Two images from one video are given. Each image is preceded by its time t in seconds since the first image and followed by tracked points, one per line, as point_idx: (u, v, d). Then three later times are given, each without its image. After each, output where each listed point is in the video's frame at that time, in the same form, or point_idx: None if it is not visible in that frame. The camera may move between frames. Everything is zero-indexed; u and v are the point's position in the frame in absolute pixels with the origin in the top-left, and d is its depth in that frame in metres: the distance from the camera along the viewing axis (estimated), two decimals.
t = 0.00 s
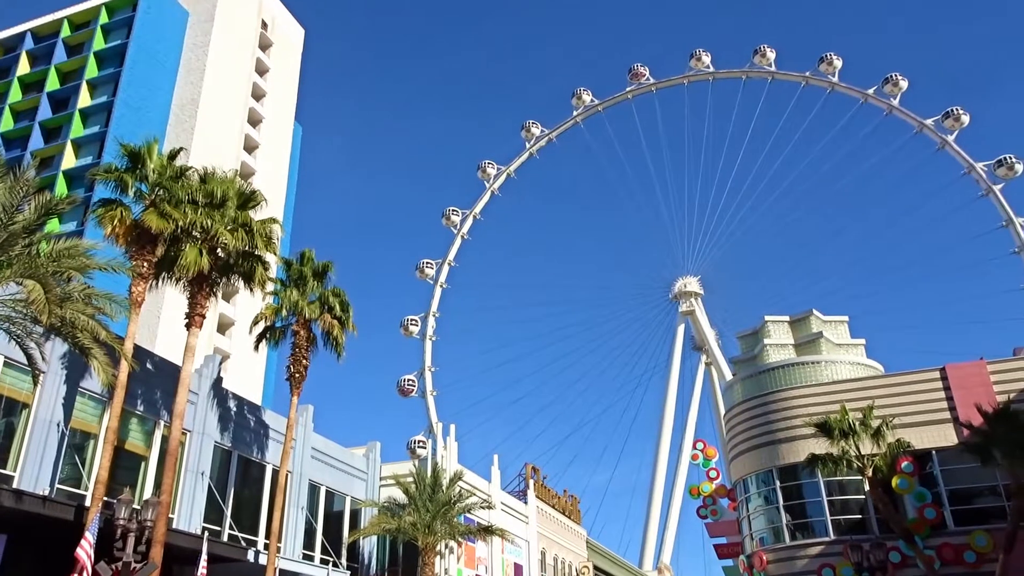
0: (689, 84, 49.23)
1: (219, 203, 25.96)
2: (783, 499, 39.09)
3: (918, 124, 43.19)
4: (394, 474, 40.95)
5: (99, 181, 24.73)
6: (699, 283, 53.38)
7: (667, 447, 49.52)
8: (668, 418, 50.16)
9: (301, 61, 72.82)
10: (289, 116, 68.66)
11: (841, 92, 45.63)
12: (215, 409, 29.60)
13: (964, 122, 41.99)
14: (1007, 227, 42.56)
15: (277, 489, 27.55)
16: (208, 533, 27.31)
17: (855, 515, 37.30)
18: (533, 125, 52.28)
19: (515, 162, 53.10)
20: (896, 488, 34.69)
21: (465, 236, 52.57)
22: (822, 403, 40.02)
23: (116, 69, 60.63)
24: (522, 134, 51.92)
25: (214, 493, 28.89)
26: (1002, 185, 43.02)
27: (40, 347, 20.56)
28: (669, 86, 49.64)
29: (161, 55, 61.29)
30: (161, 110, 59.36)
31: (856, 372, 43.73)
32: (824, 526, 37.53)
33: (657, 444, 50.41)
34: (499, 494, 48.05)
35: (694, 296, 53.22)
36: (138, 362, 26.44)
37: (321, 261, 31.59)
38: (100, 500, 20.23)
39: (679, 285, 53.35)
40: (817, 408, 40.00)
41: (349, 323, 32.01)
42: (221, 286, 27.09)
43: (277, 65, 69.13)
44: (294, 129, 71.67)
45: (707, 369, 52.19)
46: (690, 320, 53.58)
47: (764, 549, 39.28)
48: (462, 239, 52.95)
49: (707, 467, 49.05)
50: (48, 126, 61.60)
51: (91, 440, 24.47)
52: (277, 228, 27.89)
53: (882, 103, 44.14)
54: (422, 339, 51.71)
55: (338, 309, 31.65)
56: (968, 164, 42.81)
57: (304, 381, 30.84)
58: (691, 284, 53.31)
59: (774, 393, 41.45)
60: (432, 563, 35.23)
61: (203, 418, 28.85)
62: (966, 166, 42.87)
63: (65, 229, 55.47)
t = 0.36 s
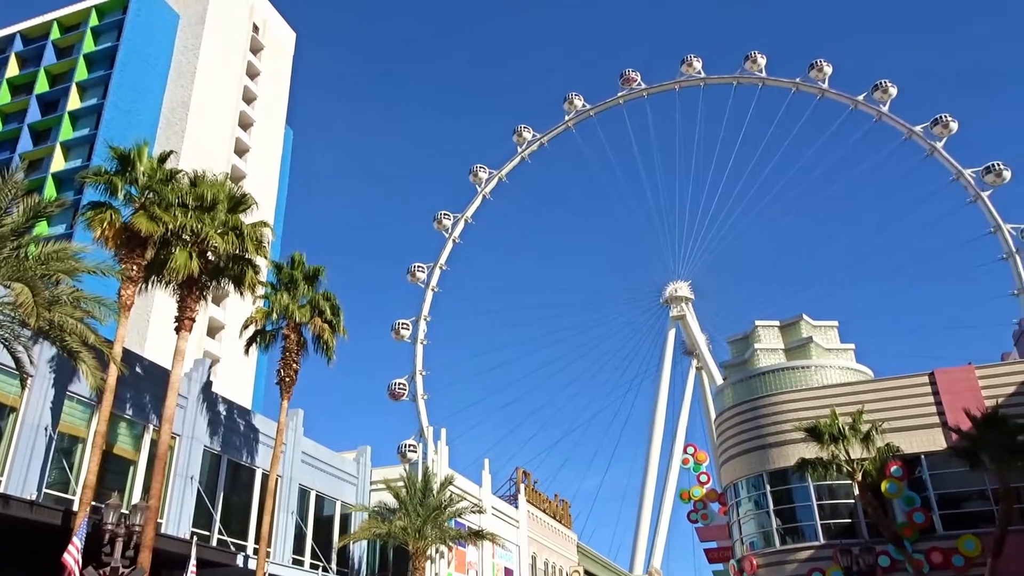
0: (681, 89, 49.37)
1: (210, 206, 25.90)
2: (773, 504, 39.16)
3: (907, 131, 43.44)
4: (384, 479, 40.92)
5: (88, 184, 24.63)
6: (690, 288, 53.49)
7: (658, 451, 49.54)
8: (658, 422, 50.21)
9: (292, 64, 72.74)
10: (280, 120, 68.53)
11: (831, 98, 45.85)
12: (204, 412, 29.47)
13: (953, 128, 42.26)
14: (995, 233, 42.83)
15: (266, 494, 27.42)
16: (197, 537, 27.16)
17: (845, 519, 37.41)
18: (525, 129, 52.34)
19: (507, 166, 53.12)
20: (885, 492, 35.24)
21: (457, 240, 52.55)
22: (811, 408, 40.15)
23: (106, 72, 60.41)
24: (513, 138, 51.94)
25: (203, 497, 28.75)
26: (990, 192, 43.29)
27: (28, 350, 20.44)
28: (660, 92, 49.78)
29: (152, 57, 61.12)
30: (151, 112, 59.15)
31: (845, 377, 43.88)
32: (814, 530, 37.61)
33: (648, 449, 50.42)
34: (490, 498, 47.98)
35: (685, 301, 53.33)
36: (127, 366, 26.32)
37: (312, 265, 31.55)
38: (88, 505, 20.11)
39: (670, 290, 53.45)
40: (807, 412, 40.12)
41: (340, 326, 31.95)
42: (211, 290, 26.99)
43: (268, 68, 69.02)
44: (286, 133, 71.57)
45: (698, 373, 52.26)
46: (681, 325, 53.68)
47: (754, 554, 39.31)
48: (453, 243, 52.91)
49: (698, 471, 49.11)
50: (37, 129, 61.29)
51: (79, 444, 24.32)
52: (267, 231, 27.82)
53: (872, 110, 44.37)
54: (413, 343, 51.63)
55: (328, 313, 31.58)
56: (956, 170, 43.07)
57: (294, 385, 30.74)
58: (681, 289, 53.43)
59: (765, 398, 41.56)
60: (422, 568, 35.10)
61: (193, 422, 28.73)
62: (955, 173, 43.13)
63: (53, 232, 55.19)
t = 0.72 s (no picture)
0: (672, 95, 49.52)
1: (199, 209, 25.79)
2: (762, 510, 39.20)
3: (896, 138, 43.68)
4: (373, 483, 40.99)
5: (77, 185, 24.49)
6: (680, 293, 53.60)
7: (647, 456, 49.55)
8: (648, 427, 50.23)
9: (284, 68, 72.61)
10: (271, 123, 68.38)
11: (821, 105, 46.07)
12: (192, 417, 29.32)
13: (941, 137, 42.52)
14: (983, 241, 43.07)
15: (254, 499, 27.26)
16: (183, 543, 26.96)
17: (833, 525, 37.47)
18: (517, 134, 52.36)
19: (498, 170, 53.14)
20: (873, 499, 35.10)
21: (447, 244, 52.50)
22: (800, 414, 40.27)
23: (96, 73, 60.13)
24: (505, 143, 51.96)
25: (190, 502, 28.57)
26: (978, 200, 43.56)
27: (14, 353, 20.29)
28: (651, 98, 49.92)
29: (142, 59, 60.89)
30: (140, 114, 58.88)
31: (834, 383, 44.01)
32: (802, 536, 37.65)
33: (637, 454, 50.43)
34: (479, 503, 47.89)
35: (675, 306, 53.40)
36: (115, 369, 26.17)
37: (302, 269, 31.45)
38: (73, 510, 19.97)
39: (660, 295, 53.55)
40: (796, 418, 40.24)
41: (329, 330, 31.85)
42: (200, 293, 26.87)
43: (259, 71, 68.89)
44: (276, 136, 71.43)
45: (688, 378, 52.32)
46: (670, 330, 53.76)
47: (742, 559, 39.33)
48: (444, 247, 52.87)
49: (687, 477, 49.15)
50: (25, 130, 60.93)
51: (64, 448, 24.14)
52: (257, 235, 27.72)
53: (861, 118, 44.60)
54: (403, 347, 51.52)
55: (318, 317, 31.49)
56: (945, 178, 43.33)
57: (283, 389, 30.60)
58: (671, 294, 53.52)
59: (754, 403, 41.66)
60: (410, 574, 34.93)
61: (180, 426, 28.56)
62: (943, 181, 43.38)
63: (41, 234, 54.85)
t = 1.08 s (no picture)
0: (663, 102, 49.69)
1: (188, 212, 25.69)
2: (750, 516, 39.26)
3: (885, 147, 43.95)
4: (360, 489, 41.26)
5: (65, 188, 24.35)
6: (670, 299, 53.71)
7: (636, 462, 49.54)
8: (637, 433, 50.25)
9: (275, 72, 72.51)
10: (261, 127, 68.21)
11: (811, 114, 46.31)
12: (179, 421, 29.16)
13: (929, 146, 42.80)
14: (970, 250, 43.34)
15: (241, 504, 27.10)
16: (169, 548, 26.79)
17: (821, 531, 37.58)
18: (508, 139, 52.42)
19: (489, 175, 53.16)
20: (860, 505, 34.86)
21: (438, 249, 52.47)
22: (789, 420, 40.38)
23: (85, 75, 59.87)
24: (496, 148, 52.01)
25: (177, 507, 28.41)
26: (966, 209, 43.84)
27: None
28: (642, 104, 50.07)
29: (131, 61, 60.65)
30: (129, 117, 58.62)
31: (822, 390, 44.15)
32: (790, 542, 37.72)
33: (627, 460, 50.44)
34: (468, 509, 47.79)
35: (664, 312, 53.51)
36: (101, 373, 26.03)
37: (292, 273, 31.35)
38: (58, 514, 19.82)
39: (650, 301, 53.65)
40: (784, 424, 40.34)
41: (319, 335, 31.76)
42: (188, 297, 26.74)
43: (249, 74, 68.76)
44: (266, 139, 71.26)
45: (677, 384, 52.37)
46: (660, 336, 53.84)
47: (731, 565, 39.35)
48: (434, 251, 52.83)
49: (676, 483, 49.20)
50: (13, 132, 60.60)
51: (50, 452, 23.96)
52: (246, 239, 27.65)
53: (850, 126, 44.85)
54: (392, 351, 51.42)
55: (307, 321, 31.38)
56: (933, 187, 43.61)
57: (272, 393, 30.47)
58: (661, 300, 53.63)
59: (742, 409, 41.77)
60: None
61: (167, 430, 28.40)
62: (931, 189, 43.66)
63: (28, 236, 54.52)
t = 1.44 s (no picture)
0: (654, 109, 49.87)
1: (177, 216, 25.61)
2: (738, 523, 39.31)
3: (874, 156, 44.22)
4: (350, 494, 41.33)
5: (53, 190, 24.25)
6: (659, 306, 53.81)
7: (625, 469, 49.56)
8: (626, 439, 50.27)
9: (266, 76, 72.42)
10: (252, 130, 68.10)
11: (801, 123, 46.55)
12: (167, 425, 29.00)
13: (918, 156, 43.09)
14: (958, 259, 43.62)
15: (228, 508, 26.94)
16: (155, 553, 26.60)
17: (809, 538, 37.65)
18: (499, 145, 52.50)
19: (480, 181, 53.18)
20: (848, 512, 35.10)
21: (428, 254, 52.45)
22: (777, 428, 40.49)
23: (75, 78, 59.62)
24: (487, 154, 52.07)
25: (163, 511, 28.24)
26: (953, 219, 44.14)
27: None
28: (634, 112, 50.24)
29: (122, 64, 60.46)
30: (120, 119, 58.38)
31: (810, 397, 44.30)
32: (778, 549, 37.77)
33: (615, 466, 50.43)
34: (457, 515, 47.70)
35: (654, 319, 53.60)
36: (89, 376, 25.90)
37: (281, 277, 31.29)
38: (43, 519, 19.69)
39: (639, 308, 53.75)
40: (773, 432, 40.45)
41: (308, 339, 31.69)
42: (177, 300, 26.63)
43: (241, 78, 68.66)
44: (257, 143, 71.16)
45: (666, 391, 52.44)
46: (650, 343, 53.93)
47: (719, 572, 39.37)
48: (425, 256, 52.79)
49: (664, 490, 49.25)
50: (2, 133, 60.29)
51: (35, 456, 23.80)
52: (236, 242, 27.56)
53: (840, 135, 45.12)
54: (382, 356, 51.32)
55: (297, 326, 31.30)
56: (921, 197, 43.89)
57: (260, 398, 30.35)
58: (651, 307, 53.73)
59: (731, 416, 41.87)
60: None
61: (155, 435, 28.23)
62: (920, 199, 43.95)
63: (16, 238, 54.21)
